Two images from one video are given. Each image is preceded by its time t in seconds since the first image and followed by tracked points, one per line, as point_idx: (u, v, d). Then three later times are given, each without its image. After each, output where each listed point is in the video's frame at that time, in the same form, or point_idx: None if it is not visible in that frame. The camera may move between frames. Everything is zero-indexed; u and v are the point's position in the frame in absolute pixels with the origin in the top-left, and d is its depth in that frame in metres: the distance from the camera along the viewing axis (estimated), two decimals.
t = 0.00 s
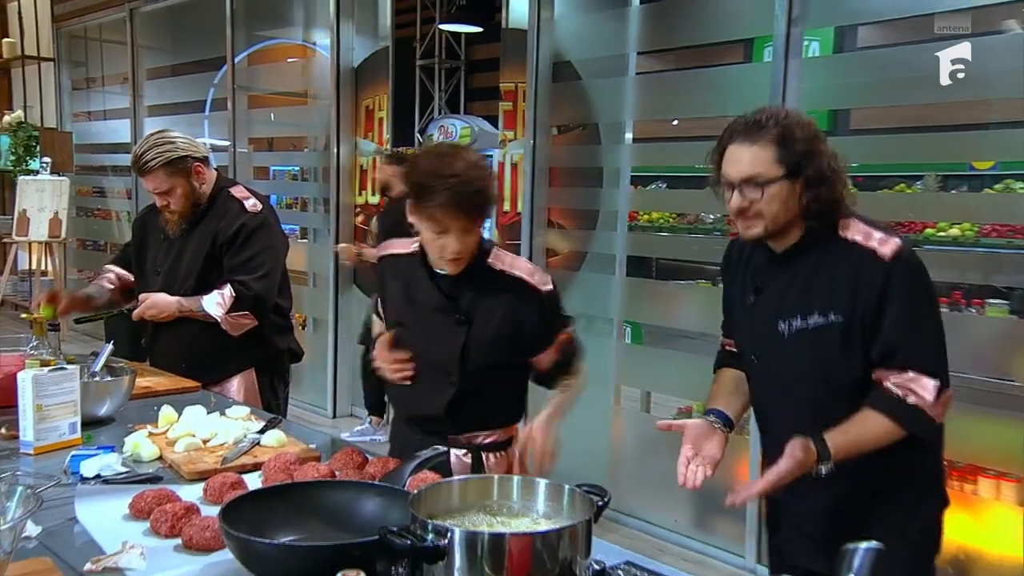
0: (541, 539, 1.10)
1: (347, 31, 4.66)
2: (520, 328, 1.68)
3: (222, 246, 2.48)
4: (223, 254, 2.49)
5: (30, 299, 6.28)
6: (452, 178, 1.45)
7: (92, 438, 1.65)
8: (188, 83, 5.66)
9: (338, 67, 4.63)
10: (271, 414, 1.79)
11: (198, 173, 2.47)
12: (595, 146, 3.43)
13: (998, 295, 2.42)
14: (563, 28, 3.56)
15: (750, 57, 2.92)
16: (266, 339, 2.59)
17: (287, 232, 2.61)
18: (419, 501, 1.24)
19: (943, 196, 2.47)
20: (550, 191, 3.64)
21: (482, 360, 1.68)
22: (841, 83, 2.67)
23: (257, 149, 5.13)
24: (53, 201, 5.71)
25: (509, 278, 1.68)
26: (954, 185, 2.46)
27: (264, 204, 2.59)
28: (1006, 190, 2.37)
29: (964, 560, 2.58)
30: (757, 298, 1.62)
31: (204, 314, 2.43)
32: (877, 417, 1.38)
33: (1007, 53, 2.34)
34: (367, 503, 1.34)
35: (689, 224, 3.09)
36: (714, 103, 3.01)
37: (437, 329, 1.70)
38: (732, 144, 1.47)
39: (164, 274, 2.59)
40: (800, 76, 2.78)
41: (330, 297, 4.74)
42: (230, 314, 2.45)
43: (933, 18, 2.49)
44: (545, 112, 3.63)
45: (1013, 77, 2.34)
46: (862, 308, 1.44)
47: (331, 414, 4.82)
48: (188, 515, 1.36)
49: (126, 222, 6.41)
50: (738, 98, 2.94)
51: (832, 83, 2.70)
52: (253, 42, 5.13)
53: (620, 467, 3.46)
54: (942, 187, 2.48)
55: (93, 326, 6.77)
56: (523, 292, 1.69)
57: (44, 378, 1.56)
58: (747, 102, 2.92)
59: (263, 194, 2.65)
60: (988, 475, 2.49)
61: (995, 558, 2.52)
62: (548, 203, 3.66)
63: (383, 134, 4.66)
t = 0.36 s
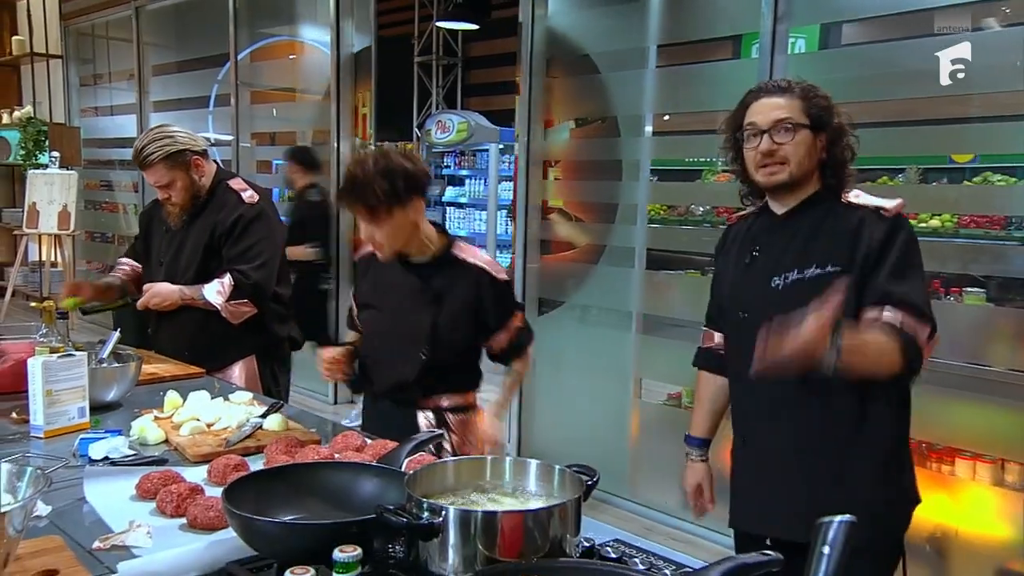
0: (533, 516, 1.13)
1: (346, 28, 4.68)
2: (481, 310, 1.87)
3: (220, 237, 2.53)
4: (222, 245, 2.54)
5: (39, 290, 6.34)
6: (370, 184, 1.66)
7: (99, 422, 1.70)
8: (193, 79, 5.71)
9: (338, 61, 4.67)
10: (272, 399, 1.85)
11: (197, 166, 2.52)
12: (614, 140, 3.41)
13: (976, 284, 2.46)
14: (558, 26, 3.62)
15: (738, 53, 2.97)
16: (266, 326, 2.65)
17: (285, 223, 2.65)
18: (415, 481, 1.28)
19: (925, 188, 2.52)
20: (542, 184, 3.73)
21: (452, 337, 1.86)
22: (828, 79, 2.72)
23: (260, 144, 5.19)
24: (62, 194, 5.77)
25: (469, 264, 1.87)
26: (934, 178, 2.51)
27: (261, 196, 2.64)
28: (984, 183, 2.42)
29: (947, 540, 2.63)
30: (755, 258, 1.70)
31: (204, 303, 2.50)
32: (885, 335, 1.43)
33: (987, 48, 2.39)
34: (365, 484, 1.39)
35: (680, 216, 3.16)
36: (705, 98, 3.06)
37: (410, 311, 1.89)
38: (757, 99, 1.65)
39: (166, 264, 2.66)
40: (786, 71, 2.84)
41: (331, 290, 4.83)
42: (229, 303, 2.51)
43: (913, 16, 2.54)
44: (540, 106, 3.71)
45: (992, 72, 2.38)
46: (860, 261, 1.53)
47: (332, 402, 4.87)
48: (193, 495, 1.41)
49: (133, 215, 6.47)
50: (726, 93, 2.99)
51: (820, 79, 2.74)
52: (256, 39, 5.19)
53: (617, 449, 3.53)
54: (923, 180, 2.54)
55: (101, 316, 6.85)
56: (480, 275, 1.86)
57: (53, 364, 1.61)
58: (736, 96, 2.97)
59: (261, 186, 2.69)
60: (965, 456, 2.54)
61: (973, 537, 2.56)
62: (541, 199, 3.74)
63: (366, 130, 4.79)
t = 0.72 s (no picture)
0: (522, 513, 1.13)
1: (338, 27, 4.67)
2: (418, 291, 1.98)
3: (213, 237, 2.54)
4: (214, 245, 2.55)
5: (31, 290, 6.33)
6: (333, 167, 1.90)
7: (90, 422, 1.70)
8: (185, 78, 5.70)
9: (330, 58, 4.66)
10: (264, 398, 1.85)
11: (186, 164, 2.52)
12: (624, 137, 3.34)
13: (966, 280, 2.47)
14: (550, 23, 3.62)
15: (730, 50, 2.98)
16: (258, 326, 2.65)
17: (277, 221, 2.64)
18: (405, 479, 1.28)
19: (915, 185, 2.53)
20: (535, 182, 3.68)
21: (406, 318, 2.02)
22: (820, 76, 2.72)
23: (252, 143, 5.18)
24: (53, 194, 5.75)
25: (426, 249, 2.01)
26: (925, 176, 2.52)
27: (254, 195, 2.63)
28: (974, 180, 2.42)
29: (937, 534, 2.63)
30: (741, 251, 1.72)
31: (196, 301, 2.48)
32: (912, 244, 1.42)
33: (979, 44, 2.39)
34: (356, 481, 1.39)
35: (672, 214, 3.17)
36: (698, 96, 3.07)
37: (381, 297, 2.08)
38: (731, 101, 1.66)
39: (158, 265, 2.66)
40: (776, 69, 2.85)
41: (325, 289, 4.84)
42: (221, 302, 2.47)
43: (904, 13, 2.54)
44: (531, 104, 3.69)
45: (981, 69, 2.39)
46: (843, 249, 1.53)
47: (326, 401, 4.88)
48: (183, 495, 1.41)
49: (125, 215, 6.47)
50: (719, 91, 3.00)
51: (811, 76, 2.75)
52: (247, 38, 5.18)
53: (612, 446, 3.53)
54: (914, 177, 2.54)
55: (93, 316, 6.84)
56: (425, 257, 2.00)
57: (43, 364, 1.61)
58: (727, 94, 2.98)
59: (253, 185, 2.69)
60: (955, 452, 2.55)
61: (962, 532, 2.57)
62: (533, 197, 3.71)
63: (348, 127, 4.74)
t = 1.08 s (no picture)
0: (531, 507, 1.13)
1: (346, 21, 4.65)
2: (412, 295, 1.96)
3: (222, 231, 2.55)
4: (224, 239, 2.56)
5: (42, 284, 6.37)
6: (303, 197, 1.86)
7: (102, 415, 1.71)
8: (195, 73, 5.72)
9: (339, 53, 4.65)
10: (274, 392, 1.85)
11: (194, 158, 2.52)
12: (642, 133, 3.31)
13: (978, 277, 2.46)
14: (560, 19, 3.62)
15: (741, 45, 2.97)
16: (268, 320, 2.65)
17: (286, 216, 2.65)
18: (414, 473, 1.29)
19: (927, 180, 2.52)
20: (542, 178, 3.69)
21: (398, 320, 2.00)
22: (831, 71, 2.71)
23: (261, 138, 5.20)
24: (64, 188, 5.79)
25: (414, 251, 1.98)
26: (937, 171, 2.51)
27: (263, 189, 2.63)
28: (986, 176, 2.41)
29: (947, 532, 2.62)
30: (749, 254, 1.73)
31: (207, 295, 2.49)
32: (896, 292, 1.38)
33: (982, 42, 2.39)
34: (365, 476, 1.39)
35: (682, 210, 3.18)
36: (708, 92, 3.06)
37: (374, 299, 2.06)
38: (728, 103, 1.66)
39: (167, 258, 2.67)
40: (787, 64, 2.84)
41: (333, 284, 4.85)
42: (231, 294, 2.49)
43: (916, 8, 2.52)
44: (541, 99, 3.69)
45: (994, 64, 2.38)
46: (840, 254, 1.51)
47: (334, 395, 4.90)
48: (194, 487, 1.42)
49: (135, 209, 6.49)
50: (729, 87, 3.00)
51: (822, 71, 2.74)
52: (257, 33, 5.19)
53: (619, 444, 3.54)
54: (925, 173, 2.53)
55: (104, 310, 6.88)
56: (416, 259, 1.97)
57: (55, 356, 1.62)
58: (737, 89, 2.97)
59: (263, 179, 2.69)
60: (966, 449, 2.54)
61: (973, 529, 2.56)
62: (542, 193, 3.71)
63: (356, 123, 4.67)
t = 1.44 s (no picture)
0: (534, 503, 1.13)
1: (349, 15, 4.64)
2: (414, 292, 1.95)
3: (225, 225, 2.55)
4: (226, 232, 2.56)
5: (46, 277, 6.38)
6: (304, 193, 1.85)
7: (104, 409, 1.71)
8: (199, 67, 5.71)
9: (342, 46, 4.64)
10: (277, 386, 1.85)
11: (195, 151, 2.52)
12: (646, 127, 3.31)
13: (982, 273, 2.45)
14: (563, 13, 3.61)
15: (745, 40, 2.96)
16: (270, 314, 2.65)
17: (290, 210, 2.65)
18: (418, 468, 1.29)
19: (931, 176, 2.51)
20: (544, 173, 3.69)
21: (396, 314, 2.00)
22: (835, 67, 2.70)
23: (264, 132, 5.19)
24: (68, 182, 5.79)
25: (418, 243, 1.97)
26: (941, 167, 2.50)
27: (265, 182, 2.64)
28: (990, 172, 2.40)
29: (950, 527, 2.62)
30: (753, 248, 1.73)
31: (209, 288, 2.49)
32: (911, 318, 1.39)
33: (980, 41, 2.40)
34: (368, 470, 1.39)
35: (685, 205, 3.17)
36: (712, 87, 3.06)
37: (376, 291, 2.05)
38: (737, 96, 1.65)
39: (170, 252, 2.68)
40: (790, 59, 2.83)
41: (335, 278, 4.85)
42: (233, 288, 2.49)
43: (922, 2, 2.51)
44: (545, 93, 3.70)
45: (998, 59, 2.37)
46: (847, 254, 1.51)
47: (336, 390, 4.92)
48: (197, 481, 1.42)
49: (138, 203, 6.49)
50: (733, 82, 2.99)
51: (826, 66, 2.73)
52: (260, 27, 5.18)
53: (621, 439, 3.54)
54: (930, 169, 2.53)
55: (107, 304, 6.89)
56: (421, 254, 1.96)
57: (58, 350, 1.62)
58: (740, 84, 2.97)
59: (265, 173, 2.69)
60: (969, 445, 2.54)
61: (976, 524, 2.56)
62: (544, 187, 3.71)
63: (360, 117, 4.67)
